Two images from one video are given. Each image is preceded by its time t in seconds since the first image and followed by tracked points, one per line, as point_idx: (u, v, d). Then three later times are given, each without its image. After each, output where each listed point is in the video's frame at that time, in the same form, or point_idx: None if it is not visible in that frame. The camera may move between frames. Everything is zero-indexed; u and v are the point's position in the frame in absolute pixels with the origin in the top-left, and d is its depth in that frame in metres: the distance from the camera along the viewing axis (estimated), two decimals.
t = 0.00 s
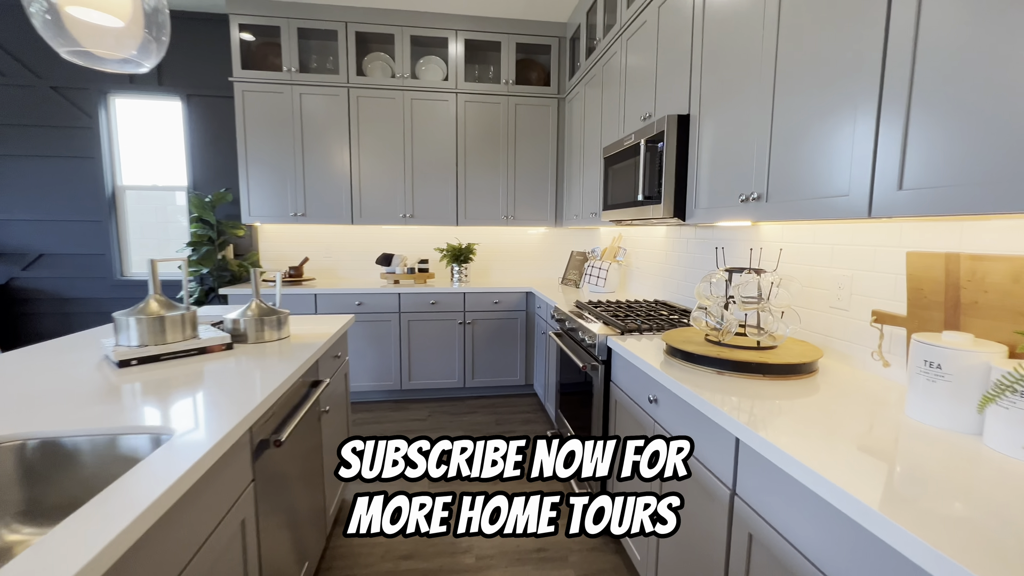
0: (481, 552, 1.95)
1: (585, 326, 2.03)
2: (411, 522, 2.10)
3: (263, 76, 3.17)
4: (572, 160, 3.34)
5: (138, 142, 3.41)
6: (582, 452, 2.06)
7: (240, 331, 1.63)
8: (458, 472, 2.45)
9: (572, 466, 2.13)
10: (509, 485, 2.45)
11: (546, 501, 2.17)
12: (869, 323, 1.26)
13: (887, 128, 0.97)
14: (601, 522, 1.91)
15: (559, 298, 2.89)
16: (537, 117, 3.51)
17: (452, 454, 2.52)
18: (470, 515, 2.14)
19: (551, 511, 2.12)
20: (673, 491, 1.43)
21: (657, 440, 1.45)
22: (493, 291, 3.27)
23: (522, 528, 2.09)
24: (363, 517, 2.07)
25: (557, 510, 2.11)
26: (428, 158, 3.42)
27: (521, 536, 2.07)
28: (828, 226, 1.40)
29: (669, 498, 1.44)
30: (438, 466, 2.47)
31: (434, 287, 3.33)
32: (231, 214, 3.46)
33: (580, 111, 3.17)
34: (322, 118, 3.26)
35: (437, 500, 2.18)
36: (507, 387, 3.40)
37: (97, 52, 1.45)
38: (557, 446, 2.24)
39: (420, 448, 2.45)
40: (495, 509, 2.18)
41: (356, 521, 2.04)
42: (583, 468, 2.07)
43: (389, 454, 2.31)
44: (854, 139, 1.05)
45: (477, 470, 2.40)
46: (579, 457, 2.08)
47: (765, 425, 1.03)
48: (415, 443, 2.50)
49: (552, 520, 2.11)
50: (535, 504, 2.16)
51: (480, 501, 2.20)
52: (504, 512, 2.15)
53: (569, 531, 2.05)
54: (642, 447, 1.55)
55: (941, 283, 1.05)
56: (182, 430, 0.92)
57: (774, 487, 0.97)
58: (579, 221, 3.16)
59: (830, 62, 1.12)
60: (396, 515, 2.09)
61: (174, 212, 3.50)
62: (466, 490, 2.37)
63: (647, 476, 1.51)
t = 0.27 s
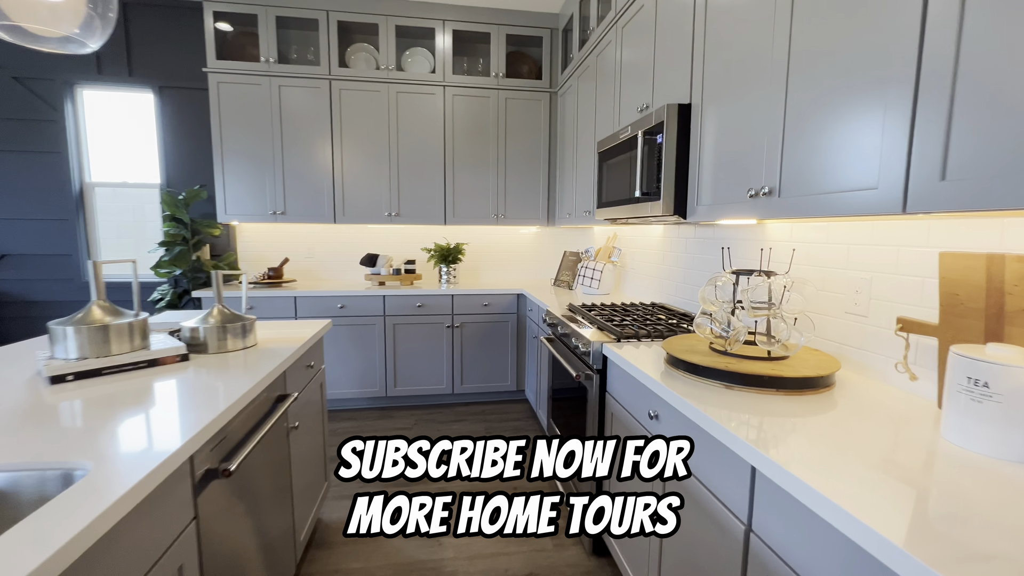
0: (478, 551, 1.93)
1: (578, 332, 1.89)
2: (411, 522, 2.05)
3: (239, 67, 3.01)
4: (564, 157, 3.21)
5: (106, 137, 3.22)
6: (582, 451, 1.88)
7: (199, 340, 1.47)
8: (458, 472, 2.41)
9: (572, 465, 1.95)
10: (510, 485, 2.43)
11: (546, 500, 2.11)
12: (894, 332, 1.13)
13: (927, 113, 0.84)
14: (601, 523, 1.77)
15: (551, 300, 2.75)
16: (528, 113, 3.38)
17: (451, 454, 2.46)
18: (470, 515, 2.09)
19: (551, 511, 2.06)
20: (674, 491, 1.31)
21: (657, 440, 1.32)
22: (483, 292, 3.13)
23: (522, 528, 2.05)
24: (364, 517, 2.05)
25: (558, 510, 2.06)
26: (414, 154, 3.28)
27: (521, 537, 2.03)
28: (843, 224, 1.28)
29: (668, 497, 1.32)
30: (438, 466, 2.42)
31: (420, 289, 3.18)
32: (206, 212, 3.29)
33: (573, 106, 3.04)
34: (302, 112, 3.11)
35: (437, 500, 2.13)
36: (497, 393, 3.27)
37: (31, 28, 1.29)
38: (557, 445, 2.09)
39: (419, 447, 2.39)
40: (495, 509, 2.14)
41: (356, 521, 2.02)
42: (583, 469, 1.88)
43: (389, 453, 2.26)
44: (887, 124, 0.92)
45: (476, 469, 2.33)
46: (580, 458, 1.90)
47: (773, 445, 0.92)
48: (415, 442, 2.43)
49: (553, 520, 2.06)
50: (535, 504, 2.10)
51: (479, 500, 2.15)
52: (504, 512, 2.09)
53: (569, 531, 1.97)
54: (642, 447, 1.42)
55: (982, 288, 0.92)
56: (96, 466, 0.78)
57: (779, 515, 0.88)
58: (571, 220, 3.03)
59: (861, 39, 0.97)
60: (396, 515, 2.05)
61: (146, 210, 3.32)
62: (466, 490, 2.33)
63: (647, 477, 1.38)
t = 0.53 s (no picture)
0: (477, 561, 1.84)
1: (575, 345, 1.72)
2: (411, 522, 1.97)
3: (216, 59, 2.85)
4: (560, 155, 3.07)
5: (77, 133, 3.05)
6: (582, 451, 1.70)
7: (152, 356, 1.31)
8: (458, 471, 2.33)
9: (571, 465, 1.78)
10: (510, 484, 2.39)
11: (547, 499, 1.98)
12: (938, 349, 0.99)
13: (986, 110, 0.71)
14: (601, 524, 1.60)
15: (545, 306, 2.59)
16: (521, 109, 3.24)
17: (451, 453, 2.35)
18: (470, 516, 2.01)
19: (552, 510, 1.96)
20: (674, 490, 1.21)
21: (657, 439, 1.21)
22: (475, 297, 2.99)
23: (522, 528, 1.97)
24: (363, 517, 1.97)
25: (558, 510, 1.94)
26: (402, 152, 3.13)
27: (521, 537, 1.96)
28: (869, 226, 1.16)
29: (668, 496, 1.22)
30: (437, 466, 2.32)
31: (409, 292, 3.03)
32: (183, 213, 3.12)
33: (569, 101, 2.90)
34: (284, 107, 2.96)
35: (437, 500, 2.04)
36: (490, 401, 3.12)
37: None
38: (558, 445, 1.91)
39: (420, 447, 2.23)
40: (495, 509, 2.03)
41: (356, 521, 1.94)
42: (583, 469, 1.72)
43: (389, 453, 2.10)
44: (929, 121, 0.80)
45: (477, 469, 2.17)
46: (579, 458, 1.73)
47: (797, 480, 0.80)
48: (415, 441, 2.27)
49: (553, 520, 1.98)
50: (535, 503, 1.98)
51: (479, 500, 2.04)
52: (503, 513, 1.99)
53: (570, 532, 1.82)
54: (642, 447, 1.30)
55: None
56: None
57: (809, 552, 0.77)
58: (567, 221, 2.89)
59: (905, 15, 0.83)
60: (395, 516, 1.96)
61: (120, 211, 3.15)
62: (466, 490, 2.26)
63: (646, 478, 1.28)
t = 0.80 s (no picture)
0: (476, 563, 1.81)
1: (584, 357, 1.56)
2: (411, 522, 1.95)
3: (200, 49, 2.69)
4: (564, 151, 2.92)
5: (54, 128, 2.90)
6: (582, 451, 1.62)
7: (106, 373, 1.15)
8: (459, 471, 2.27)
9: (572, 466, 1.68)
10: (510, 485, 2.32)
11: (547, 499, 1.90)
12: None
13: None
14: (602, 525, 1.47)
15: (549, 311, 2.42)
16: (523, 103, 3.08)
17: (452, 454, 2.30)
18: (470, 516, 1.96)
19: (552, 510, 1.88)
20: (674, 489, 1.15)
21: (656, 438, 1.15)
22: (474, 301, 2.83)
23: (523, 528, 1.91)
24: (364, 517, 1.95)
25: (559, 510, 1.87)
26: (398, 148, 2.97)
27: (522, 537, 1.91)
28: (926, 225, 1.02)
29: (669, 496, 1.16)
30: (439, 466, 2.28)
31: (405, 296, 2.88)
32: (166, 212, 2.95)
33: (573, 95, 2.75)
34: (272, 101, 2.80)
35: (437, 499, 2.03)
36: (490, 410, 2.97)
37: None
38: (558, 444, 1.78)
39: (419, 447, 2.16)
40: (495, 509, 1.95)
41: (356, 521, 1.92)
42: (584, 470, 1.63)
43: (389, 454, 2.07)
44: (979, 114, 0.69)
45: (477, 470, 2.08)
46: (580, 458, 1.64)
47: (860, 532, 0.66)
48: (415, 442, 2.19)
49: (553, 520, 1.91)
50: (536, 504, 1.89)
51: (479, 500, 1.98)
52: (503, 513, 1.92)
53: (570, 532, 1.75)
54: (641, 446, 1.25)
55: None
56: None
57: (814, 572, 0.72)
58: (572, 221, 2.74)
59: None
60: (395, 515, 1.95)
61: (100, 210, 2.99)
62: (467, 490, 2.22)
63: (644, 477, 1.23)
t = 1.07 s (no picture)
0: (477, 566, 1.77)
1: (611, 371, 1.40)
2: (411, 522, 1.92)
3: (192, 37, 2.53)
4: (578, 145, 2.75)
5: (40, 122, 2.75)
6: (582, 451, 1.65)
7: (64, 394, 0.99)
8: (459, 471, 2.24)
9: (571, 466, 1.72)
10: (510, 485, 2.31)
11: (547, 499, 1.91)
12: None
13: None
14: (602, 525, 1.50)
15: (563, 316, 2.25)
16: (534, 95, 2.91)
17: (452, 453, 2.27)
18: (470, 515, 1.95)
19: (552, 511, 1.89)
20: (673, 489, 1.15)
21: (655, 439, 1.16)
22: (482, 305, 2.66)
23: (522, 528, 1.90)
24: (363, 517, 1.91)
25: (559, 510, 1.88)
26: (402, 143, 2.80)
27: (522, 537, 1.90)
28: None
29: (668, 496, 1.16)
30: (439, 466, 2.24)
31: (409, 299, 2.71)
32: (158, 210, 2.79)
33: (589, 85, 2.58)
34: (269, 92, 2.64)
35: (437, 499, 2.00)
36: (499, 420, 2.80)
37: None
38: (558, 444, 1.80)
39: (420, 446, 2.15)
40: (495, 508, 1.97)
41: (355, 521, 1.89)
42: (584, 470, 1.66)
43: (389, 454, 2.02)
44: None
45: (477, 469, 2.06)
46: (580, 458, 1.68)
47: None
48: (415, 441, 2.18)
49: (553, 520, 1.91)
50: (535, 503, 1.91)
51: (479, 499, 1.99)
52: (504, 512, 1.93)
53: (569, 532, 1.79)
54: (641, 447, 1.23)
55: None
56: None
57: None
58: (587, 219, 2.56)
59: None
60: (396, 515, 1.91)
61: (89, 208, 2.84)
62: (466, 490, 2.19)
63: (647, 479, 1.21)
